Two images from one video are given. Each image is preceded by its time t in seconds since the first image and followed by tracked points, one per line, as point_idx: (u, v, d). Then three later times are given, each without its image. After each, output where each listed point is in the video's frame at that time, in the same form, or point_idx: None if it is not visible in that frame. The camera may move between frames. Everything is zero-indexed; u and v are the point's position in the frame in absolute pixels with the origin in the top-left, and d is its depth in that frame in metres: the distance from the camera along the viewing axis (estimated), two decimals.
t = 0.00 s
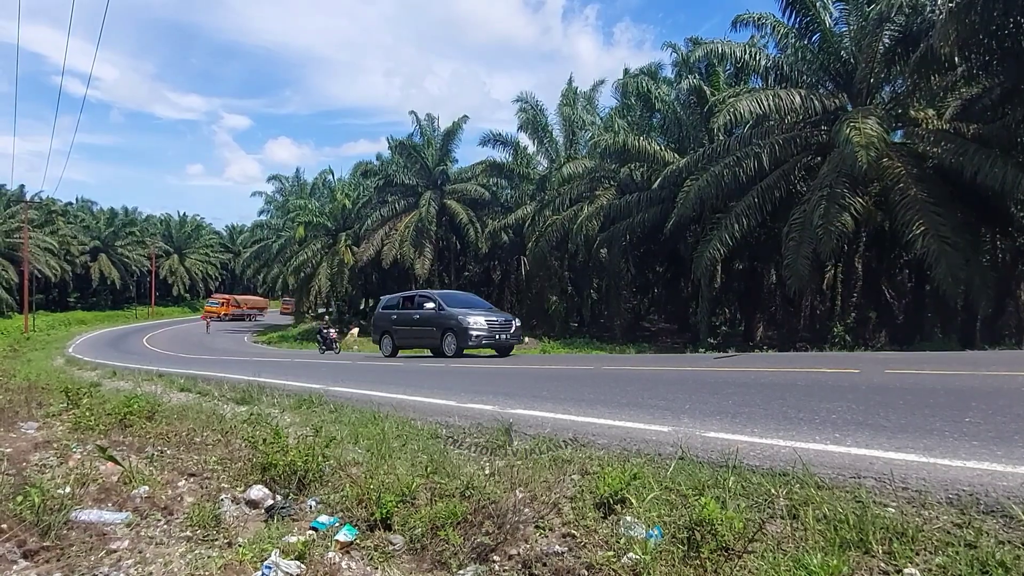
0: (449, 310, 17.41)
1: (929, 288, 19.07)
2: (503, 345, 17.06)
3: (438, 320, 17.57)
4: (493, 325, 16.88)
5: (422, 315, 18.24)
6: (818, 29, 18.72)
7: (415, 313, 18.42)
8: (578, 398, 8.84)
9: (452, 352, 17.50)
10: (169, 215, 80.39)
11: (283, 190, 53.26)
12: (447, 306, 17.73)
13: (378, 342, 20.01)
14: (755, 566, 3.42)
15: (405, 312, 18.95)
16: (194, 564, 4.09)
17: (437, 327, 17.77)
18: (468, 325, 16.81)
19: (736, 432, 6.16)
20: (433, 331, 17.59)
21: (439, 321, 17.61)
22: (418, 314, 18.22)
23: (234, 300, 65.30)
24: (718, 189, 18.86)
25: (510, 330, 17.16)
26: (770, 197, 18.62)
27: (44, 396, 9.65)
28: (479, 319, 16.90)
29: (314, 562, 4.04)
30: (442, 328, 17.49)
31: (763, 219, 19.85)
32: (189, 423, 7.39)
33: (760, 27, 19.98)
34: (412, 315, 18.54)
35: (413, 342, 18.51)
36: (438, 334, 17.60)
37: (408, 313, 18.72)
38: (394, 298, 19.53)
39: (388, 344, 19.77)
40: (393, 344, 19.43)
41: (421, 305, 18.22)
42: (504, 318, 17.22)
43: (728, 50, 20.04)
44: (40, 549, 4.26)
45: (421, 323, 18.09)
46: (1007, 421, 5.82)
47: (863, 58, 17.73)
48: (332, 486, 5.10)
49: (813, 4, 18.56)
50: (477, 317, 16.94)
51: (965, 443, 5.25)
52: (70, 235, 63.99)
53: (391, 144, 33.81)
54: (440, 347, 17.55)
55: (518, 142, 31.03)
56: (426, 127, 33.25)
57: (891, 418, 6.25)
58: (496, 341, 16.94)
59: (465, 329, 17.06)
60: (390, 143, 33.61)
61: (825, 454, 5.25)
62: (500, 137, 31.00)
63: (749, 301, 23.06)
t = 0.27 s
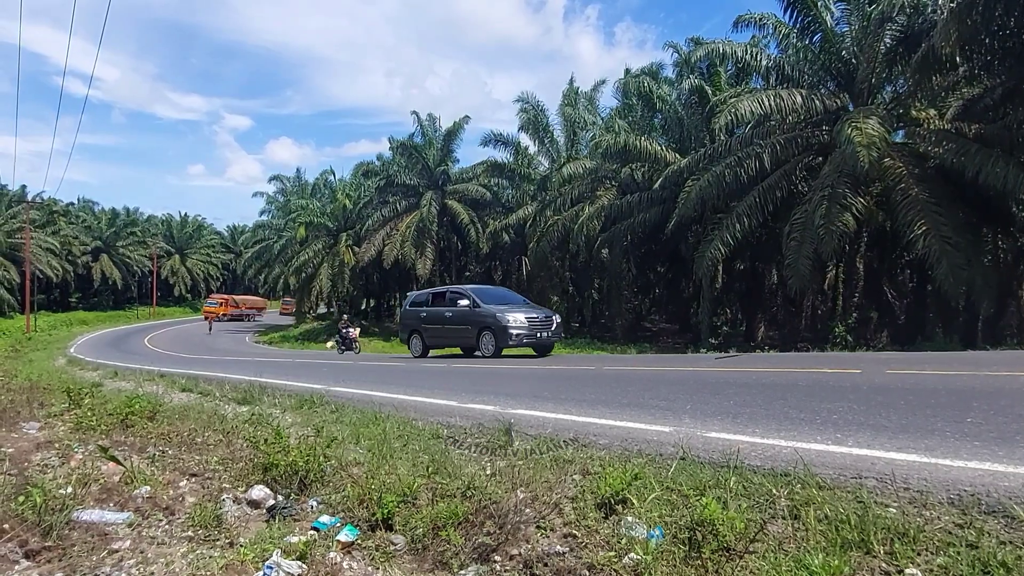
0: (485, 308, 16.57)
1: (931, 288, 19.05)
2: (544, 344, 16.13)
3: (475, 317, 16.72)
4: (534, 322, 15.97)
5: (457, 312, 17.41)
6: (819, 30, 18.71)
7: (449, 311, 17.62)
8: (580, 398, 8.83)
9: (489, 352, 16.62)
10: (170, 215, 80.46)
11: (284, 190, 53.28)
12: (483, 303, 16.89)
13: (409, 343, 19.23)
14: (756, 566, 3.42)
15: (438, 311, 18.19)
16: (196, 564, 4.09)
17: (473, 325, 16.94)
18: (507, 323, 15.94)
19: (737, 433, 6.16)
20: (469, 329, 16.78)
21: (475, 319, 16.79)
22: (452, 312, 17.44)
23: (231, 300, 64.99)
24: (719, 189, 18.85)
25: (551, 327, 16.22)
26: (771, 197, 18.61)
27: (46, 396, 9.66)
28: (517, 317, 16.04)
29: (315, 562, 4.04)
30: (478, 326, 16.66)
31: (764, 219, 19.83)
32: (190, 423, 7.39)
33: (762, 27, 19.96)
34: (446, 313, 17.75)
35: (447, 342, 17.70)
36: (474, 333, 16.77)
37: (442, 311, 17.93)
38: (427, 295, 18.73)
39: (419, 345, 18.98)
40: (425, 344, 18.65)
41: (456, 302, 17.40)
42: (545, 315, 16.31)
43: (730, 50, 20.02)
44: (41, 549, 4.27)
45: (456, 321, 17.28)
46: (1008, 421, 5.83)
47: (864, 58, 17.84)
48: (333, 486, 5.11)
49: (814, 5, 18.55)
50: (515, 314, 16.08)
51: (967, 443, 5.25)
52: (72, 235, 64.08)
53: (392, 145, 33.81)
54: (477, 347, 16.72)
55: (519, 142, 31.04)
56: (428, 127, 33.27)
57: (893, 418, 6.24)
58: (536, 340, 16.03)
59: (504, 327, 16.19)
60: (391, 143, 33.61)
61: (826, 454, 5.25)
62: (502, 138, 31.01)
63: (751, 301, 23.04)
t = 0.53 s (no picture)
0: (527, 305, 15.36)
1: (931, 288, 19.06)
2: (592, 342, 14.89)
3: (515, 315, 15.52)
4: (581, 319, 14.75)
5: (494, 310, 16.19)
6: (819, 30, 18.71)
7: (484, 308, 16.41)
8: (580, 399, 8.84)
9: (533, 352, 15.42)
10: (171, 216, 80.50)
11: (285, 191, 53.28)
12: (523, 300, 15.67)
13: (441, 343, 17.99)
14: (757, 567, 3.42)
15: (472, 309, 16.94)
16: (196, 563, 4.10)
17: (512, 324, 15.73)
18: (552, 321, 14.71)
19: (738, 433, 6.16)
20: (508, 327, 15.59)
21: (515, 316, 15.57)
22: (490, 310, 16.19)
23: (229, 300, 64.76)
24: (720, 189, 18.85)
25: (599, 324, 15.01)
26: (772, 198, 18.61)
27: (47, 396, 9.67)
28: (562, 313, 14.81)
29: (316, 562, 4.04)
30: (521, 324, 15.44)
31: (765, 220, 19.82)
32: (191, 423, 7.40)
33: (762, 28, 19.96)
34: (482, 311, 16.52)
35: (485, 342, 16.48)
36: (515, 332, 15.56)
37: (477, 309, 16.70)
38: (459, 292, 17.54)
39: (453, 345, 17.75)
40: (459, 344, 17.40)
41: (493, 299, 16.19)
42: (591, 312, 15.08)
43: (731, 50, 20.01)
44: (43, 549, 4.27)
45: (495, 320, 16.07)
46: (1010, 421, 5.83)
47: (864, 58, 17.85)
48: (334, 486, 5.11)
49: (816, 5, 18.55)
50: (560, 310, 14.87)
51: (967, 443, 5.26)
52: (74, 235, 64.13)
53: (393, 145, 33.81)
54: (519, 346, 15.51)
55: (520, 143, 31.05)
56: (428, 128, 33.28)
57: (893, 419, 6.25)
58: (583, 339, 14.81)
59: (548, 325, 14.98)
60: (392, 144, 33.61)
61: (826, 455, 5.25)
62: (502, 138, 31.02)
63: (752, 301, 23.02)
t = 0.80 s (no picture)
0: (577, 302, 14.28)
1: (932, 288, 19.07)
2: (646, 343, 13.83)
3: (563, 313, 14.46)
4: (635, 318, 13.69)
5: (537, 306, 15.15)
6: (820, 29, 18.70)
7: (525, 305, 15.38)
8: (581, 399, 8.84)
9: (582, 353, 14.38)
10: (172, 215, 80.52)
11: (286, 190, 53.29)
12: (570, 297, 14.61)
13: (476, 341, 16.87)
14: (757, 567, 3.42)
15: (510, 305, 15.89)
16: (197, 563, 4.10)
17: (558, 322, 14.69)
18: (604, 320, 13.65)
19: (739, 433, 6.16)
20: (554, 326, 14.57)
21: (562, 314, 14.53)
22: (534, 307, 15.12)
23: (228, 300, 64.70)
24: (720, 189, 18.85)
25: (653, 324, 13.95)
26: (773, 198, 18.60)
27: (48, 396, 9.67)
28: (614, 311, 13.74)
29: (316, 562, 4.04)
30: (568, 323, 14.40)
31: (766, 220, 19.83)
32: (192, 423, 7.41)
33: (763, 28, 19.95)
34: (524, 308, 15.43)
35: (527, 341, 15.42)
36: (562, 331, 14.51)
37: (518, 305, 15.62)
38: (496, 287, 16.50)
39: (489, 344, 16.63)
40: (497, 343, 16.31)
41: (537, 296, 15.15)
42: (645, 310, 14.03)
43: (731, 50, 20.01)
44: (43, 549, 4.28)
45: (539, 318, 14.99)
46: (1011, 422, 5.82)
47: (865, 59, 17.84)
48: (334, 486, 5.11)
49: (817, 5, 18.54)
50: (612, 308, 13.79)
51: (968, 443, 5.26)
52: (75, 235, 64.12)
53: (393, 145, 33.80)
54: (566, 347, 14.45)
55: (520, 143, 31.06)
56: (429, 128, 33.26)
57: (894, 419, 6.25)
58: (637, 340, 13.74)
59: (599, 324, 13.92)
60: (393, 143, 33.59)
61: (827, 455, 5.24)
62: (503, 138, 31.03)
63: (752, 301, 23.01)
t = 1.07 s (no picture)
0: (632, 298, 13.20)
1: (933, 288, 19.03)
2: (709, 342, 12.67)
3: (617, 309, 13.37)
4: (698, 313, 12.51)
5: (587, 302, 14.06)
6: (822, 29, 18.69)
7: (574, 300, 14.30)
8: (582, 398, 8.84)
9: (638, 352, 13.29)
10: (172, 215, 80.53)
11: (286, 190, 53.28)
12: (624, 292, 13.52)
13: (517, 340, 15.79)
14: (758, 567, 3.43)
15: (556, 301, 14.83)
16: (198, 563, 4.10)
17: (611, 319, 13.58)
18: (663, 316, 12.53)
19: (740, 433, 6.16)
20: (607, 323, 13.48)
21: (615, 310, 13.44)
22: (583, 303, 14.04)
23: (226, 300, 64.69)
24: (721, 189, 18.84)
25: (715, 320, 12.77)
26: (774, 197, 18.60)
27: (48, 396, 9.67)
28: (675, 307, 12.61)
29: (317, 562, 4.04)
30: (622, 320, 13.29)
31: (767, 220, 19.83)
32: (193, 423, 7.41)
33: (764, 27, 19.93)
34: (572, 303, 14.37)
35: (575, 340, 14.34)
36: (616, 328, 13.41)
37: (565, 301, 14.56)
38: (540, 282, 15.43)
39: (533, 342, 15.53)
40: (541, 341, 15.22)
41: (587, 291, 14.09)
42: (707, 306, 12.87)
43: (732, 50, 20.01)
44: (44, 548, 4.28)
45: (589, 314, 13.91)
46: (1012, 422, 5.82)
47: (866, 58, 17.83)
48: (335, 486, 5.11)
49: (818, 4, 18.52)
50: (671, 303, 12.69)
51: (968, 443, 5.26)
52: (76, 235, 64.17)
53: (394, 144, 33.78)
54: (621, 345, 13.33)
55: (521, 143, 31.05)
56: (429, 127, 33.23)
57: (895, 418, 6.24)
58: (700, 339, 12.54)
59: (658, 321, 12.82)
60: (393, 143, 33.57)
61: (828, 455, 5.24)
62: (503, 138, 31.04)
63: (753, 301, 22.96)
